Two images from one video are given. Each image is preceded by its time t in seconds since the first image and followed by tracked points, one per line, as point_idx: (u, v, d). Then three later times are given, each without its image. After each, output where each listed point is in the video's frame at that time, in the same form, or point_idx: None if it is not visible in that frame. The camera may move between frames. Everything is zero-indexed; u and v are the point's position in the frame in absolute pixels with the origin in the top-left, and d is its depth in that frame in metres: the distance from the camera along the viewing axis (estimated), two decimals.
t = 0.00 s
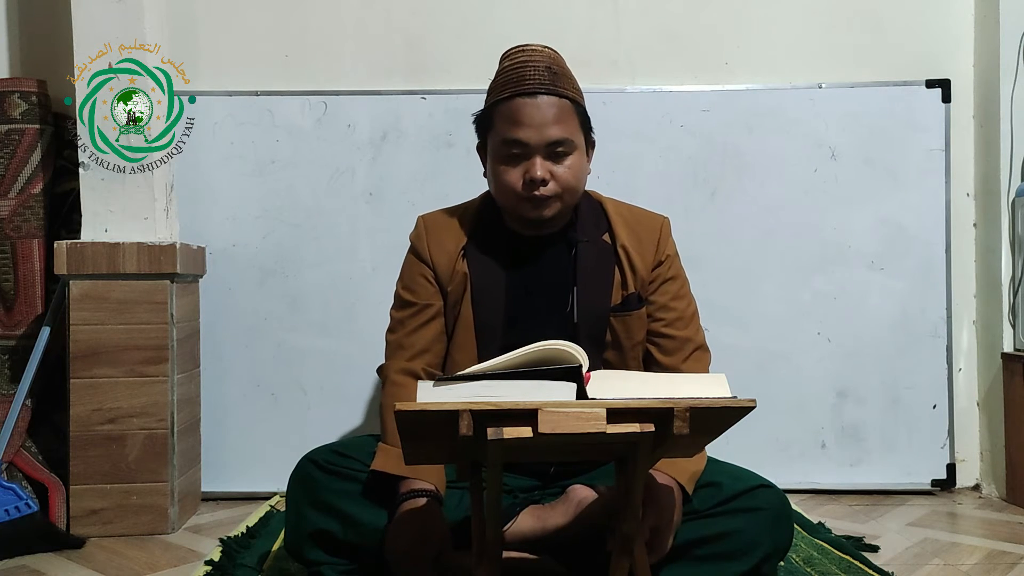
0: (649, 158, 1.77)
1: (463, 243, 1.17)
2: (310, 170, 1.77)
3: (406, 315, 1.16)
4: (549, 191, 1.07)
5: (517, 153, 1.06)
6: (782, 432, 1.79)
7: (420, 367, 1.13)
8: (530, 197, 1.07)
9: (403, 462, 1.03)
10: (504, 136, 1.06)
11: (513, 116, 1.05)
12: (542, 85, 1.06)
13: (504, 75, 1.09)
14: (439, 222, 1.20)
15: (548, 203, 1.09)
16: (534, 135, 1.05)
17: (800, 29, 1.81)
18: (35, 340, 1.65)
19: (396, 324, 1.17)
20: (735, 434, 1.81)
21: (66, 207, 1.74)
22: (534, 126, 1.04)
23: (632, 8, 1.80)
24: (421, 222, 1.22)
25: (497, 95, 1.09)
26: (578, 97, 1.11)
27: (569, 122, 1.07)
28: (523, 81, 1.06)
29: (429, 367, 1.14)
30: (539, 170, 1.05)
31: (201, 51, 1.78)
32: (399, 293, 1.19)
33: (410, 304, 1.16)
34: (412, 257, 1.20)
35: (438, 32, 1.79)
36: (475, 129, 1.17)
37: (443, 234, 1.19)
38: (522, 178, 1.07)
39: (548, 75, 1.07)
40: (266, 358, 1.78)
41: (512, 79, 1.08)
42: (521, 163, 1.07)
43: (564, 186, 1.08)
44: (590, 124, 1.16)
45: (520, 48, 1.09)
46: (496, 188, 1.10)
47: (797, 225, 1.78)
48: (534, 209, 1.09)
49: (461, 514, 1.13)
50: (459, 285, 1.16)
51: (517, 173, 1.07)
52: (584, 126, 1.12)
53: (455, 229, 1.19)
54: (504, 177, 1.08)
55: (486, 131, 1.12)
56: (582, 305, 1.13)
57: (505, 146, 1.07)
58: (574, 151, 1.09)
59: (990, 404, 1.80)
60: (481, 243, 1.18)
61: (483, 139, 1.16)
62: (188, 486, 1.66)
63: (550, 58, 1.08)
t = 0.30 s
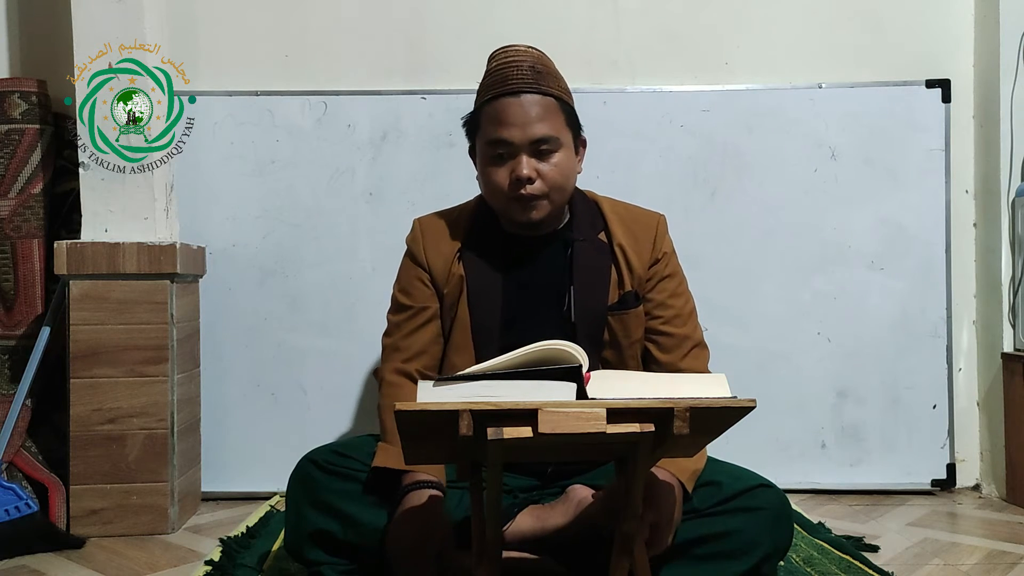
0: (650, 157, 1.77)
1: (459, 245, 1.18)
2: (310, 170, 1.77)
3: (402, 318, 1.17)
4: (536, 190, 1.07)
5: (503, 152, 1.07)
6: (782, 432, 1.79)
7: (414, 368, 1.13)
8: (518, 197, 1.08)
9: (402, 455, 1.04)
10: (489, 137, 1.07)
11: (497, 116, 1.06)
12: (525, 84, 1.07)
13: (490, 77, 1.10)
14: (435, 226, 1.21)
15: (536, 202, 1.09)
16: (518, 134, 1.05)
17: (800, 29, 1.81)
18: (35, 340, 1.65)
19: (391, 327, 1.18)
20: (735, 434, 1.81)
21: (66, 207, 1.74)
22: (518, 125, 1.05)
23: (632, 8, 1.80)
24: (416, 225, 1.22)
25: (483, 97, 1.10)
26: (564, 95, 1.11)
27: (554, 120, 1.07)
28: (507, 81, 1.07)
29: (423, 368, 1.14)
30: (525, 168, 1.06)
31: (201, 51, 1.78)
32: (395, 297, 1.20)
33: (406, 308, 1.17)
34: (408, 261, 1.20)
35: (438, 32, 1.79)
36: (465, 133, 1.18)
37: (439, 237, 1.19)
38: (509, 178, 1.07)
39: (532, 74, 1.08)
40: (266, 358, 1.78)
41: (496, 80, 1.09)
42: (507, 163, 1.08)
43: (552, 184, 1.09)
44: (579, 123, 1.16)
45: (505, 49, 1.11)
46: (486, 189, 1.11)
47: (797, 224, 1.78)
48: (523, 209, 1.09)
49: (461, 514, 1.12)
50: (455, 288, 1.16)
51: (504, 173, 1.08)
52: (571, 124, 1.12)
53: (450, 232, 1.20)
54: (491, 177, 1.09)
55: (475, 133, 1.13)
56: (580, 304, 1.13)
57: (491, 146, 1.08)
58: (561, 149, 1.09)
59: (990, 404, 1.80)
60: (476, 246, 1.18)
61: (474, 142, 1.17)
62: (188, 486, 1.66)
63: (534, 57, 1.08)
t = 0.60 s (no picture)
0: (650, 158, 1.77)
1: (453, 249, 1.18)
2: (310, 170, 1.77)
3: (395, 324, 1.17)
4: (519, 187, 1.08)
5: (484, 152, 1.08)
6: (782, 432, 1.79)
7: (405, 372, 1.14)
8: (501, 195, 1.09)
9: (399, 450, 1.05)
10: (470, 137, 1.08)
11: (476, 116, 1.07)
12: (503, 83, 1.07)
13: (471, 78, 1.11)
14: (428, 231, 1.21)
15: (520, 200, 1.09)
16: (496, 133, 1.06)
17: (800, 29, 1.81)
18: (35, 340, 1.65)
19: (384, 333, 1.19)
20: (735, 434, 1.81)
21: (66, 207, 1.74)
22: (496, 124, 1.06)
23: (632, 8, 1.80)
24: (411, 228, 1.22)
25: (465, 98, 1.11)
26: (546, 91, 1.11)
27: (534, 117, 1.08)
28: (486, 81, 1.08)
29: (415, 371, 1.14)
30: (505, 166, 1.07)
31: (201, 51, 1.78)
32: (389, 302, 1.21)
33: (400, 313, 1.18)
34: (402, 266, 1.20)
35: (439, 32, 1.79)
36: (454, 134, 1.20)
37: (432, 241, 1.19)
38: (490, 177, 1.08)
39: (511, 72, 1.08)
40: (266, 358, 1.78)
41: (477, 81, 1.10)
42: (488, 162, 1.09)
43: (534, 181, 1.09)
44: (565, 118, 1.16)
45: (485, 49, 1.12)
46: (472, 189, 1.13)
47: (797, 224, 1.78)
48: (507, 208, 1.10)
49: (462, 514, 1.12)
50: (449, 292, 1.17)
51: (486, 172, 1.09)
52: (554, 120, 1.12)
53: (444, 236, 1.20)
54: (475, 177, 1.10)
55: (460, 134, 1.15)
56: (576, 305, 1.13)
57: (473, 147, 1.09)
58: (543, 146, 1.09)
59: (990, 404, 1.80)
60: (470, 250, 1.19)
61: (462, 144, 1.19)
62: (188, 486, 1.66)
63: (513, 56, 1.09)
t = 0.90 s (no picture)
0: (650, 158, 1.77)
1: (442, 253, 1.19)
2: (311, 170, 1.77)
3: (385, 329, 1.18)
4: (499, 187, 1.08)
5: (464, 153, 1.08)
6: (782, 432, 1.80)
7: (396, 375, 1.14)
8: (482, 196, 1.09)
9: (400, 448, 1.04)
10: (449, 139, 1.09)
11: (454, 119, 1.08)
12: (479, 84, 1.07)
13: (450, 82, 1.12)
14: (417, 236, 1.22)
15: (501, 199, 1.09)
16: (474, 134, 1.06)
17: (800, 29, 1.81)
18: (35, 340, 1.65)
19: (375, 338, 1.19)
20: (735, 434, 1.81)
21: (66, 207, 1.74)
22: (472, 125, 1.06)
23: (632, 8, 1.80)
24: (400, 234, 1.24)
25: (444, 102, 1.12)
26: (524, 90, 1.11)
27: (512, 117, 1.08)
28: (463, 83, 1.09)
29: (407, 374, 1.15)
30: (484, 167, 1.07)
31: (201, 51, 1.78)
32: (381, 308, 1.21)
33: (390, 318, 1.18)
34: (393, 272, 1.21)
35: (439, 33, 1.80)
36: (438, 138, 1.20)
37: (422, 246, 1.20)
38: (470, 178, 1.09)
39: (487, 73, 1.09)
40: (265, 359, 1.78)
41: (455, 84, 1.11)
42: (468, 164, 1.09)
43: (515, 180, 1.09)
44: (545, 116, 1.15)
45: (463, 52, 1.12)
46: (455, 192, 1.13)
47: (796, 224, 1.78)
48: (489, 208, 1.10)
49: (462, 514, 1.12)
50: (439, 295, 1.17)
51: (467, 174, 1.09)
52: (534, 119, 1.12)
53: (433, 240, 1.21)
54: (457, 179, 1.11)
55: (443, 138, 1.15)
56: (566, 305, 1.14)
57: (452, 149, 1.09)
58: (522, 145, 1.09)
59: (990, 404, 1.80)
60: (458, 253, 1.19)
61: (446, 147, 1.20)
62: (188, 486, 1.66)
63: (489, 57, 1.09)
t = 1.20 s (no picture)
0: (650, 157, 1.77)
1: (435, 255, 1.19)
2: (311, 170, 1.77)
3: (380, 331, 1.18)
4: (491, 188, 1.08)
5: (455, 155, 1.08)
6: (782, 432, 1.79)
7: (390, 378, 1.14)
8: (474, 197, 1.09)
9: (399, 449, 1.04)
10: (440, 141, 1.09)
11: (444, 121, 1.08)
12: (468, 86, 1.07)
13: (441, 83, 1.12)
14: (410, 239, 1.22)
15: (493, 200, 1.10)
16: (464, 135, 1.06)
17: (799, 29, 1.81)
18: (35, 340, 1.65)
19: (371, 341, 1.19)
20: (734, 434, 1.81)
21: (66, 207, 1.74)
22: (463, 126, 1.06)
23: (632, 8, 1.80)
24: (393, 237, 1.24)
25: (435, 103, 1.11)
26: (514, 90, 1.11)
27: (503, 117, 1.08)
28: (453, 84, 1.08)
29: (402, 376, 1.15)
30: (476, 168, 1.07)
31: (201, 51, 1.78)
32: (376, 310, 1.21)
33: (385, 321, 1.18)
34: (387, 275, 1.21)
35: (440, 33, 1.80)
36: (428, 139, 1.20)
37: (415, 248, 1.20)
38: (462, 179, 1.09)
39: (478, 74, 1.08)
40: (265, 359, 1.78)
41: (444, 85, 1.10)
42: (458, 165, 1.09)
43: (506, 181, 1.09)
44: (536, 116, 1.16)
45: (453, 53, 1.12)
46: (446, 193, 1.13)
47: (796, 224, 1.78)
48: (481, 209, 1.10)
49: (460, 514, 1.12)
50: (433, 296, 1.17)
51: (458, 175, 1.09)
52: (525, 120, 1.12)
53: (427, 243, 1.20)
54: (448, 180, 1.11)
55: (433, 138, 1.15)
56: (560, 305, 1.14)
57: (443, 150, 1.09)
58: (514, 145, 1.09)
59: (990, 404, 1.80)
60: (452, 253, 1.19)
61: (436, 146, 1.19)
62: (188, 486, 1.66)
63: (479, 58, 1.09)
